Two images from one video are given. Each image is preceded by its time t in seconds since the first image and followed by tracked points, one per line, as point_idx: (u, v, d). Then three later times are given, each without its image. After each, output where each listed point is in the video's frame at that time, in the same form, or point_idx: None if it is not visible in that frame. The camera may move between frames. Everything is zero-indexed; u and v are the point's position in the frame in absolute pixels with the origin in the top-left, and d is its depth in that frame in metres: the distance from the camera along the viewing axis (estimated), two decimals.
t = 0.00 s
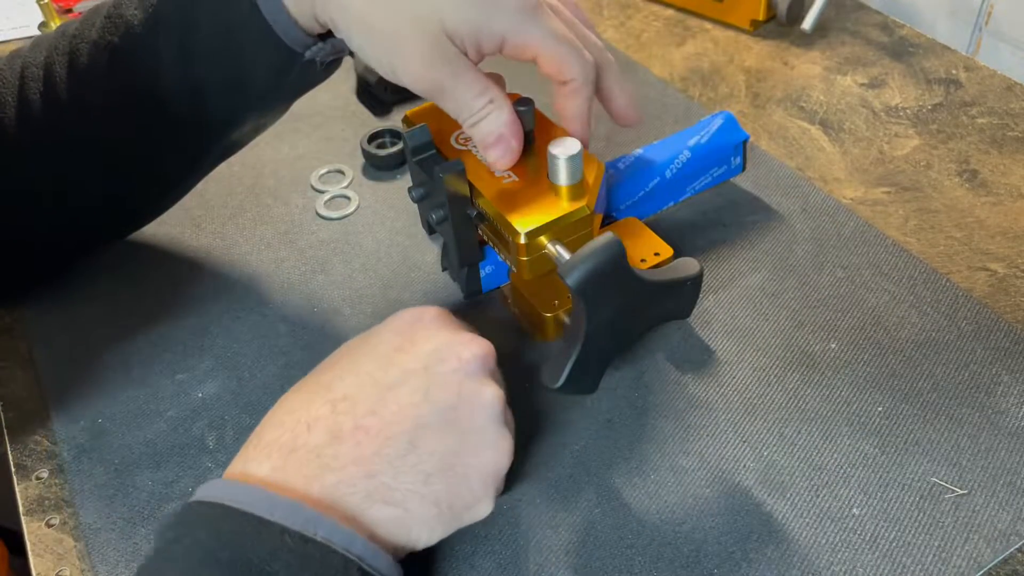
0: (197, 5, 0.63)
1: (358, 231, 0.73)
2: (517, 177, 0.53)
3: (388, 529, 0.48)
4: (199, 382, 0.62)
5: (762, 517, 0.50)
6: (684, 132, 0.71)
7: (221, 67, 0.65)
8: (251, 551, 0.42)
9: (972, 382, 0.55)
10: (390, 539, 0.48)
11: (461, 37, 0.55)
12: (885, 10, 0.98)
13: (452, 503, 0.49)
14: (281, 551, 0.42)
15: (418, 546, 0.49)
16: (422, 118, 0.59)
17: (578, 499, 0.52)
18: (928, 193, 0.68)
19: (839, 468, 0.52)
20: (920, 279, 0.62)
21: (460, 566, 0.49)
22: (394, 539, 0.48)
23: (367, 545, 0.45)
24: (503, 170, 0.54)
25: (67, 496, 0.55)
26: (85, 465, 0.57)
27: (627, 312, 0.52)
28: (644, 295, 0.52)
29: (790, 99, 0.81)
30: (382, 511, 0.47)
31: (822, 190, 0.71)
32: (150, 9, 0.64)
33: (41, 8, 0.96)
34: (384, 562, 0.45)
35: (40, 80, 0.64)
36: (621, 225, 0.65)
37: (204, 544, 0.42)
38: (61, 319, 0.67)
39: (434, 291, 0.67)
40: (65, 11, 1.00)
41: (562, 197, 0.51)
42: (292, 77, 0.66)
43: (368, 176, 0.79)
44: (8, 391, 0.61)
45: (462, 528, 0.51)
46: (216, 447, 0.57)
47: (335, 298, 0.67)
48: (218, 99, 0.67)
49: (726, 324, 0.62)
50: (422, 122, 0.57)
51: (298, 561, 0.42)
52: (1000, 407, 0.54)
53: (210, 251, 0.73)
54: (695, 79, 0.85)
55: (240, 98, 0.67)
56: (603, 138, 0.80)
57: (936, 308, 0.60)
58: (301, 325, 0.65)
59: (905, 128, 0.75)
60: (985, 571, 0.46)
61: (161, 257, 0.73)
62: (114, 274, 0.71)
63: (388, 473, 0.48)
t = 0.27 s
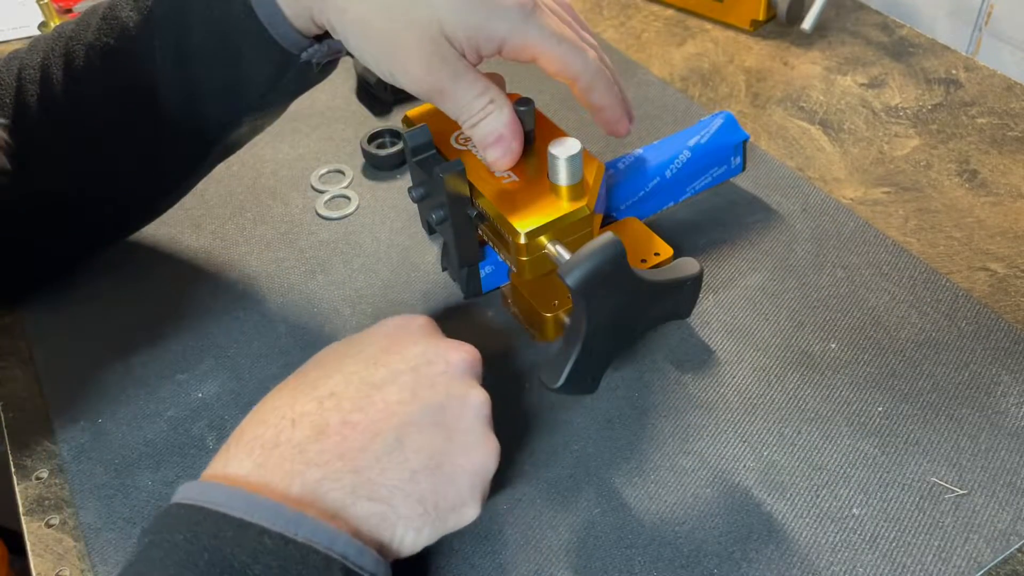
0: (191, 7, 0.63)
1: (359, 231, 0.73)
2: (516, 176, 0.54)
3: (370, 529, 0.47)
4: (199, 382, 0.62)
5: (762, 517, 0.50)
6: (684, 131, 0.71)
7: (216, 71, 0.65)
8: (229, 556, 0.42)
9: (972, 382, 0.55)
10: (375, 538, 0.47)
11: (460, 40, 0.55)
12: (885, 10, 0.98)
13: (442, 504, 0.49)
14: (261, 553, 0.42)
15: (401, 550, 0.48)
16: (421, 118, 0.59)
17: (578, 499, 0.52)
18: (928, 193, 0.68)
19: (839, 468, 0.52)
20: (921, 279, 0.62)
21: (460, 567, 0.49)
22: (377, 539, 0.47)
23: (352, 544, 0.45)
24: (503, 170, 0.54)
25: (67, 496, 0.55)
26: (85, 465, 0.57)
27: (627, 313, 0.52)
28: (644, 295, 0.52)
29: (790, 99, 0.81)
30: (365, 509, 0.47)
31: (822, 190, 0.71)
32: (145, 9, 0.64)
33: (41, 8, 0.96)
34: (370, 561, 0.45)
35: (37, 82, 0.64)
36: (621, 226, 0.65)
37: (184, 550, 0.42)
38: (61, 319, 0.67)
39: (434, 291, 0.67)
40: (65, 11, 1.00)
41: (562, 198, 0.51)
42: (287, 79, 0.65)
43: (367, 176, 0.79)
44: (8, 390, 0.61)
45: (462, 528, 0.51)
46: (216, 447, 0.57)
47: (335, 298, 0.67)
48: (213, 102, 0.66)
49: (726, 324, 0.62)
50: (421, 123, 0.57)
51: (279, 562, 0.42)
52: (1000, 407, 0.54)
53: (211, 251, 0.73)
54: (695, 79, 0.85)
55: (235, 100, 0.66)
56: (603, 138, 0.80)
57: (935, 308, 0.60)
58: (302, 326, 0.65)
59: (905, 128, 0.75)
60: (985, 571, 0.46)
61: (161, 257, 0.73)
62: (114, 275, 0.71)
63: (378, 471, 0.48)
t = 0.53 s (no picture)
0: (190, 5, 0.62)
1: (359, 231, 0.73)
2: (516, 175, 0.53)
3: None
4: (199, 382, 0.62)
5: (762, 517, 0.50)
6: (684, 131, 0.71)
7: (217, 69, 0.64)
8: None
9: (972, 383, 0.55)
10: None
11: (462, 30, 0.56)
12: (885, 10, 0.98)
13: (315, 570, 0.47)
14: None
15: None
16: (421, 118, 0.59)
17: (578, 499, 0.52)
18: (928, 193, 0.68)
19: (839, 468, 0.52)
20: (921, 280, 0.62)
21: (460, 566, 0.49)
22: None
23: None
24: (503, 170, 0.54)
25: (68, 496, 0.55)
26: (86, 465, 0.57)
27: (627, 313, 0.52)
28: (644, 295, 0.52)
29: (790, 99, 0.81)
30: None
31: (821, 190, 0.71)
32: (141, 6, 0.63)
33: (41, 8, 0.96)
34: None
35: (36, 82, 0.62)
36: (620, 225, 0.65)
37: None
38: (62, 319, 0.68)
39: (434, 291, 0.67)
40: (65, 11, 1.00)
41: (562, 198, 0.51)
42: (286, 78, 0.65)
43: (367, 176, 0.79)
44: (8, 390, 0.61)
45: (462, 528, 0.51)
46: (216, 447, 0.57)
47: (335, 298, 0.67)
48: (213, 99, 0.66)
49: (725, 324, 0.62)
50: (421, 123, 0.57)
51: None
52: (1000, 407, 0.54)
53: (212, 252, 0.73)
54: (695, 79, 0.85)
55: (236, 98, 0.66)
56: (602, 138, 0.80)
57: (935, 308, 0.60)
58: (302, 326, 0.65)
59: (905, 128, 0.75)
60: (985, 571, 0.46)
61: (162, 258, 0.73)
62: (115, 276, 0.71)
63: (258, 527, 0.45)
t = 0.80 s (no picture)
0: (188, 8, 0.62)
1: (359, 231, 0.73)
2: (517, 175, 0.53)
3: None
4: (199, 382, 0.62)
5: (762, 517, 0.50)
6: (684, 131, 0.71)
7: (217, 70, 0.65)
8: None
9: (972, 383, 0.55)
10: None
11: (462, 34, 0.55)
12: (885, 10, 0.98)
13: None
14: None
15: None
16: (421, 118, 0.59)
17: (578, 500, 0.52)
18: (928, 193, 0.68)
19: (839, 468, 0.52)
20: (921, 280, 0.62)
21: (460, 566, 0.49)
22: None
23: None
24: (503, 170, 0.54)
25: (67, 497, 0.55)
26: (86, 465, 0.57)
27: (627, 312, 0.52)
28: (644, 295, 0.52)
29: (790, 99, 0.81)
30: None
31: (821, 190, 0.71)
32: (136, 8, 0.62)
33: (41, 9, 0.95)
34: None
35: (33, 90, 0.62)
36: (620, 225, 0.65)
37: None
38: (61, 319, 0.68)
39: (434, 291, 0.67)
40: (65, 11, 1.00)
41: (562, 198, 0.51)
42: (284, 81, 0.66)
43: (367, 176, 0.79)
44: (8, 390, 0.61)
45: (462, 527, 0.51)
46: (216, 447, 0.57)
47: (335, 298, 0.67)
48: (211, 100, 0.66)
49: (725, 324, 0.62)
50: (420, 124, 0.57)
51: None
52: (1000, 407, 0.54)
53: (212, 251, 0.73)
54: (695, 79, 0.85)
55: (235, 100, 0.66)
56: (602, 138, 0.80)
57: (935, 308, 0.60)
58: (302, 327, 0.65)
59: (905, 128, 0.75)
60: (985, 571, 0.46)
61: (162, 258, 0.73)
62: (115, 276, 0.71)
63: None
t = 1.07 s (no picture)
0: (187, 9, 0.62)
1: (359, 231, 0.73)
2: (517, 175, 0.53)
3: None
4: (199, 382, 0.62)
5: (762, 517, 0.50)
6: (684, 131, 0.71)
7: (216, 69, 0.64)
8: None
9: (972, 383, 0.55)
10: None
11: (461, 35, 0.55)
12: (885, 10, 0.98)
13: None
14: None
15: None
16: (421, 118, 0.59)
17: (578, 499, 0.52)
18: (928, 193, 0.68)
19: (838, 468, 0.52)
20: (920, 280, 0.62)
21: (460, 566, 0.49)
22: None
23: None
24: (503, 169, 0.54)
25: (68, 496, 0.55)
26: (86, 465, 0.57)
27: (627, 312, 0.52)
28: (644, 296, 0.52)
29: (790, 99, 0.81)
30: None
31: (821, 190, 0.71)
32: (136, 8, 0.62)
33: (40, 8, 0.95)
34: None
35: (33, 88, 0.62)
36: (620, 226, 0.65)
37: None
38: (61, 319, 0.68)
39: (434, 291, 0.67)
40: (65, 11, 1.00)
41: (561, 198, 0.51)
42: (283, 82, 0.66)
43: (367, 176, 0.79)
44: (8, 390, 0.61)
45: (462, 527, 0.51)
46: (217, 447, 0.57)
47: (335, 298, 0.67)
48: (211, 98, 0.66)
49: (725, 324, 0.62)
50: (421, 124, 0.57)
51: None
52: (1000, 407, 0.54)
53: (212, 251, 0.73)
54: (695, 79, 0.85)
55: (234, 98, 0.66)
56: (602, 138, 0.80)
57: (935, 308, 0.60)
58: (302, 327, 0.65)
59: (905, 128, 0.75)
60: (985, 570, 0.46)
61: (162, 258, 0.73)
62: (114, 277, 0.71)
63: None
